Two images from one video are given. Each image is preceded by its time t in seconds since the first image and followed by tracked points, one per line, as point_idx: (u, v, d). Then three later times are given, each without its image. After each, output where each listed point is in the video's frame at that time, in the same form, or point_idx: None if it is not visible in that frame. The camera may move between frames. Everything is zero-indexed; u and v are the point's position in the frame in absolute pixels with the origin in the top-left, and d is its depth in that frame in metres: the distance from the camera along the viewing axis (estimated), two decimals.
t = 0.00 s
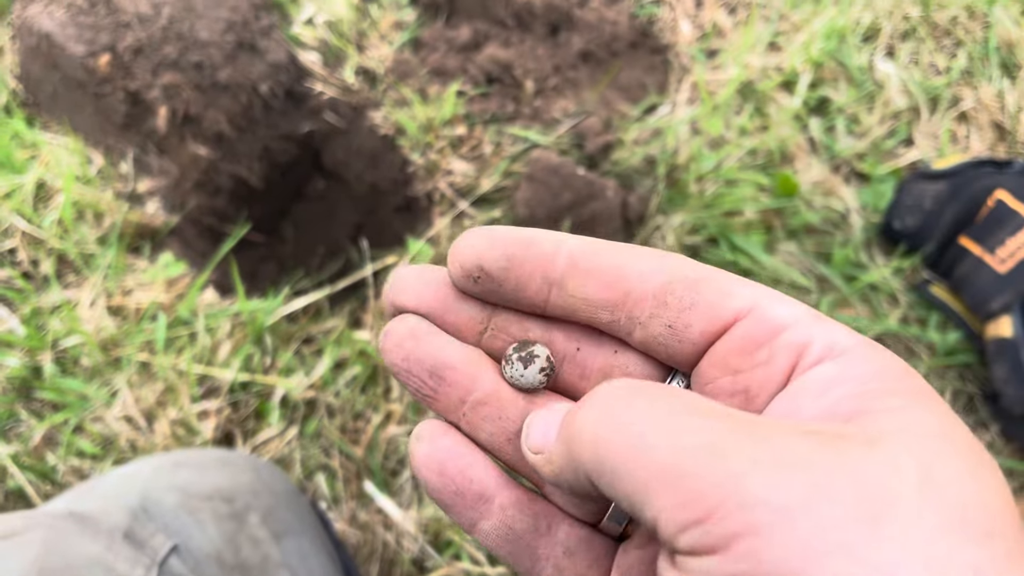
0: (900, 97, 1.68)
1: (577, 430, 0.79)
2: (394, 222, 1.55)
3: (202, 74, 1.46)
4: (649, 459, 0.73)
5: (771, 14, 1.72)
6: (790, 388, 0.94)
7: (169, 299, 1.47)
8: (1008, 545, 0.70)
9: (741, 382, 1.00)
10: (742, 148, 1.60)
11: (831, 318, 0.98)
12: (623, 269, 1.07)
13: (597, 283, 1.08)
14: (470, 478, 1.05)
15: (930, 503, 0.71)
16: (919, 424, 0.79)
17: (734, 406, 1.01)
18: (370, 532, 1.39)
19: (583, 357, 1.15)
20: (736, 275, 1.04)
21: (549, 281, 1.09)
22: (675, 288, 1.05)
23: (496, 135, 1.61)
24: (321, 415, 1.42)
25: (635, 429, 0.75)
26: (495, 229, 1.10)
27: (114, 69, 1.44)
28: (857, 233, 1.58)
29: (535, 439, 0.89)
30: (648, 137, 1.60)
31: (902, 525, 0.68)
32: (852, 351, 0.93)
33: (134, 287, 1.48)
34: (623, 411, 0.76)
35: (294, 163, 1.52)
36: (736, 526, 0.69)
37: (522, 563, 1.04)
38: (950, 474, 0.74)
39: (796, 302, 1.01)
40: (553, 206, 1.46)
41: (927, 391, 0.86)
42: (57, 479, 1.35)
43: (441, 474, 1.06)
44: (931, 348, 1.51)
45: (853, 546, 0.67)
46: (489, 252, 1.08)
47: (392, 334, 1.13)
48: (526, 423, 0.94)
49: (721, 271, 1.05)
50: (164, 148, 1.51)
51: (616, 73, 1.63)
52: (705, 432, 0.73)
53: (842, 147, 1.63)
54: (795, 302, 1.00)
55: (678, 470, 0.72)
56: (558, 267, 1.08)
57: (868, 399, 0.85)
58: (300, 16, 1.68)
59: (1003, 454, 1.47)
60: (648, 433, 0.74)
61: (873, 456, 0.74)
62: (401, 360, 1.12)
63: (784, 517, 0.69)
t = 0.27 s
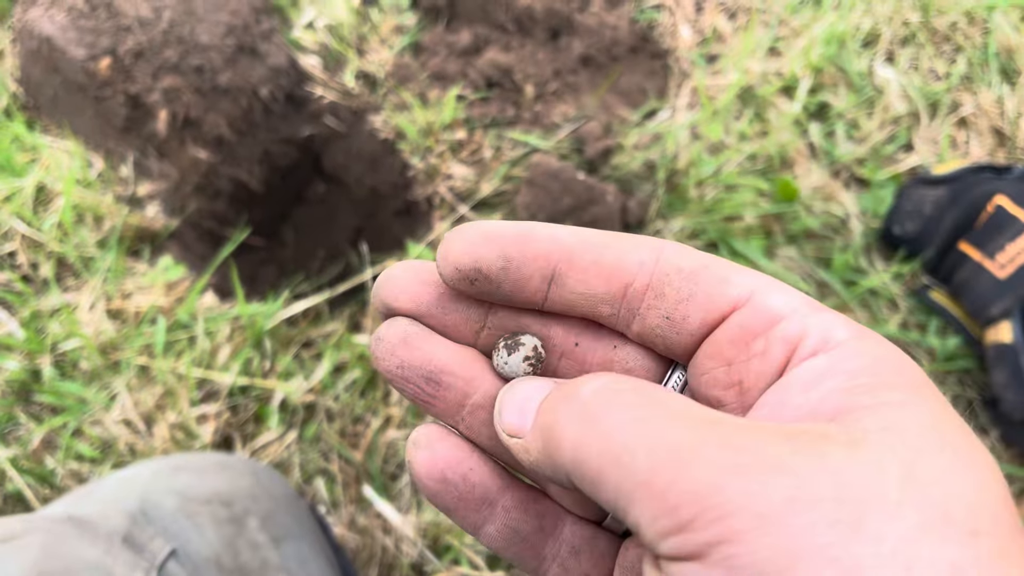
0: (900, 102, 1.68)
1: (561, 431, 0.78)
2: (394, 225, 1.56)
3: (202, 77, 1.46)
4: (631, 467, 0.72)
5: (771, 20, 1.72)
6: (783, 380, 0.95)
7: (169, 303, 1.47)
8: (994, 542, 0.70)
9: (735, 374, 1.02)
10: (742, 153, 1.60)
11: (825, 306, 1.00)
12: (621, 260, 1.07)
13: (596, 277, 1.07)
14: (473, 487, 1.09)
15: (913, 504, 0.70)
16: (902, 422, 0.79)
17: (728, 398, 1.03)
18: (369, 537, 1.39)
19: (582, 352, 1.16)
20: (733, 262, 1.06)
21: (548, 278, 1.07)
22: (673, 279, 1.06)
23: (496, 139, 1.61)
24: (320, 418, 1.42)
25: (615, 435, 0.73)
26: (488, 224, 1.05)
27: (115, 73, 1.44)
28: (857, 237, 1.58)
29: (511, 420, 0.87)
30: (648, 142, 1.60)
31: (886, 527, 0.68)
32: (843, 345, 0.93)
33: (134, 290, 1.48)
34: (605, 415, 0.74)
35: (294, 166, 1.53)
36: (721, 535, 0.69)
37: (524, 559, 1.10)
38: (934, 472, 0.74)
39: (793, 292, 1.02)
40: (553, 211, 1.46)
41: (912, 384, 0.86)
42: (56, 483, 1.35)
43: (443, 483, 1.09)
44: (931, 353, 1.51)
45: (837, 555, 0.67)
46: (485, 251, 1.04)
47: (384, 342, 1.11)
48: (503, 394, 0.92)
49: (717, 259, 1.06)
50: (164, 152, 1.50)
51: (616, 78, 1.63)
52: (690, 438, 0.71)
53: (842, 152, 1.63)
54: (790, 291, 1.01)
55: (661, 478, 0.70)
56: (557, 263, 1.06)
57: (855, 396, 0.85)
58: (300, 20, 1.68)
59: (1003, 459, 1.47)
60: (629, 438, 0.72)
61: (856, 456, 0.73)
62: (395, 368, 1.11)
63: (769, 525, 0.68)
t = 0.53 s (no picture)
0: (897, 110, 1.69)
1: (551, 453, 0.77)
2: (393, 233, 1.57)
3: (201, 84, 1.47)
4: (621, 490, 0.71)
5: (769, 27, 1.73)
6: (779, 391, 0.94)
7: (168, 310, 1.47)
8: (980, 561, 0.70)
9: (731, 385, 1.01)
10: (739, 160, 1.61)
11: (823, 315, 0.98)
12: (616, 274, 1.08)
13: (592, 292, 1.08)
14: (475, 502, 1.12)
15: (902, 525, 0.70)
16: (893, 437, 0.78)
17: (726, 410, 1.02)
18: (367, 544, 1.39)
19: (581, 367, 1.16)
20: (730, 273, 1.05)
21: (544, 294, 1.08)
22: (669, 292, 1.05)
23: (495, 146, 1.61)
24: (319, 425, 1.42)
25: (606, 457, 0.72)
26: (483, 243, 1.07)
27: (114, 80, 1.45)
28: (855, 244, 1.58)
29: (502, 429, 0.85)
30: (646, 148, 1.60)
31: (874, 550, 0.68)
32: (840, 355, 0.91)
33: (132, 297, 1.48)
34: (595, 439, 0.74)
35: (292, 174, 1.55)
36: (711, 558, 0.68)
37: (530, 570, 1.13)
38: (923, 489, 0.74)
39: (792, 300, 1.01)
40: (551, 218, 1.46)
41: (905, 395, 0.85)
42: (54, 490, 1.35)
43: (446, 500, 1.12)
44: (927, 360, 1.52)
45: None
46: (481, 270, 1.06)
47: (383, 367, 1.12)
48: (491, 397, 0.90)
49: (714, 269, 1.06)
50: (162, 158, 1.51)
51: (614, 85, 1.64)
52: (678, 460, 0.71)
53: (839, 159, 1.64)
54: (788, 300, 1.00)
55: (651, 501, 0.70)
56: (552, 279, 1.07)
57: (848, 409, 0.83)
58: (299, 27, 1.65)
59: (1000, 465, 1.47)
60: (620, 461, 0.72)
61: (845, 476, 0.73)
62: (396, 393, 1.12)
63: (758, 549, 0.67)
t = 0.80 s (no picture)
0: (893, 112, 1.69)
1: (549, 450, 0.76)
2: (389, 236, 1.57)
3: (197, 87, 1.47)
4: (620, 491, 0.71)
5: (765, 29, 1.73)
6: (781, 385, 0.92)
7: (164, 314, 1.47)
8: (981, 563, 0.70)
9: (733, 382, 1.00)
10: (735, 162, 1.61)
11: (827, 308, 0.97)
12: (617, 266, 1.07)
13: (592, 285, 1.08)
14: (475, 502, 1.13)
15: (901, 526, 0.70)
16: (895, 435, 0.78)
17: (728, 406, 1.00)
18: (363, 547, 1.39)
19: (582, 361, 1.16)
20: (732, 265, 1.04)
21: (543, 286, 1.08)
22: (669, 285, 1.05)
23: (491, 148, 1.61)
24: (314, 428, 1.42)
25: (605, 457, 0.72)
26: (482, 233, 1.07)
27: (110, 83, 1.46)
28: (851, 246, 1.58)
29: (496, 415, 0.83)
30: (642, 150, 1.60)
31: (871, 552, 0.68)
32: (843, 351, 0.90)
33: (128, 300, 1.48)
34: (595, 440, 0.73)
35: (288, 176, 1.56)
36: (707, 560, 0.68)
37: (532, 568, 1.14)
38: (925, 490, 0.73)
39: (796, 295, 0.99)
40: (547, 220, 1.46)
41: (908, 392, 0.84)
42: (49, 493, 1.35)
43: (446, 499, 1.13)
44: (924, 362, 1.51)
45: None
46: (479, 261, 1.05)
47: (382, 363, 1.12)
48: (485, 379, 0.88)
49: (717, 262, 1.05)
50: (159, 161, 1.51)
51: (610, 88, 1.64)
52: (678, 461, 0.70)
53: (836, 162, 1.64)
54: (791, 294, 0.99)
55: (649, 502, 0.69)
56: (551, 272, 1.07)
57: (849, 407, 0.83)
58: (295, 31, 1.65)
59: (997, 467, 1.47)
60: (619, 460, 0.71)
61: (845, 476, 0.72)
62: (394, 390, 1.12)
63: (756, 551, 0.67)
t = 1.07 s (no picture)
0: (892, 111, 1.68)
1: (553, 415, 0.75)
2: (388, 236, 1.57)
3: (194, 87, 1.47)
4: (620, 458, 0.71)
5: (763, 29, 1.73)
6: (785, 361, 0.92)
7: (161, 313, 1.46)
8: (988, 533, 0.69)
9: (736, 357, 1.00)
10: (734, 161, 1.60)
11: (832, 284, 0.97)
12: (618, 240, 1.06)
13: (592, 260, 1.06)
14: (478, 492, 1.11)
15: (904, 496, 0.70)
16: (898, 408, 0.77)
17: (732, 382, 1.01)
18: (362, 548, 1.38)
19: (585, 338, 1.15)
20: (735, 240, 1.03)
21: (544, 261, 1.07)
22: (671, 258, 1.04)
23: (490, 148, 1.60)
24: (313, 428, 1.42)
25: (607, 422, 0.71)
26: (479, 209, 1.07)
27: (107, 83, 1.46)
28: (851, 244, 1.58)
29: (500, 351, 0.81)
30: (641, 150, 1.60)
31: (873, 521, 0.68)
32: (848, 325, 0.90)
33: (125, 300, 1.47)
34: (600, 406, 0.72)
35: (287, 177, 1.55)
36: (707, 527, 0.68)
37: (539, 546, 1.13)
38: (929, 461, 0.73)
39: (801, 272, 0.99)
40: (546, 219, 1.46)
41: (914, 366, 0.83)
42: (46, 495, 1.34)
43: (451, 493, 1.11)
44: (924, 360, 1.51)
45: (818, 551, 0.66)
46: (476, 236, 1.05)
47: (375, 357, 1.12)
48: (484, 314, 0.86)
49: (724, 235, 1.04)
50: (156, 161, 1.51)
51: (608, 87, 1.63)
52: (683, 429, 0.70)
53: (835, 161, 1.64)
54: (796, 270, 0.99)
55: (648, 470, 0.69)
56: (552, 245, 1.06)
57: (851, 380, 0.83)
58: (293, 31, 1.63)
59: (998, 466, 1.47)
60: (620, 425, 0.71)
61: (848, 447, 0.72)
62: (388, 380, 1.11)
63: (755, 518, 0.68)
